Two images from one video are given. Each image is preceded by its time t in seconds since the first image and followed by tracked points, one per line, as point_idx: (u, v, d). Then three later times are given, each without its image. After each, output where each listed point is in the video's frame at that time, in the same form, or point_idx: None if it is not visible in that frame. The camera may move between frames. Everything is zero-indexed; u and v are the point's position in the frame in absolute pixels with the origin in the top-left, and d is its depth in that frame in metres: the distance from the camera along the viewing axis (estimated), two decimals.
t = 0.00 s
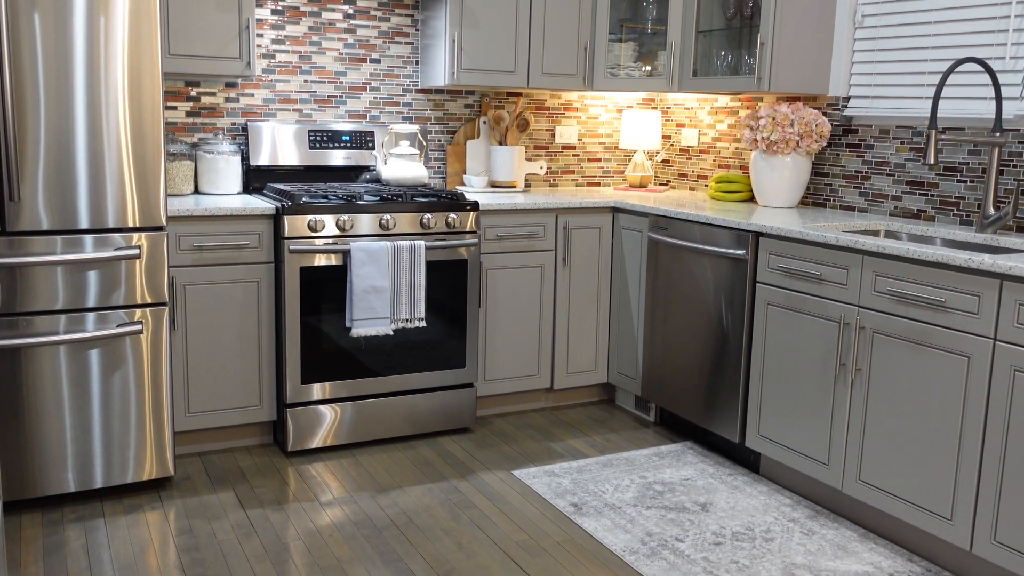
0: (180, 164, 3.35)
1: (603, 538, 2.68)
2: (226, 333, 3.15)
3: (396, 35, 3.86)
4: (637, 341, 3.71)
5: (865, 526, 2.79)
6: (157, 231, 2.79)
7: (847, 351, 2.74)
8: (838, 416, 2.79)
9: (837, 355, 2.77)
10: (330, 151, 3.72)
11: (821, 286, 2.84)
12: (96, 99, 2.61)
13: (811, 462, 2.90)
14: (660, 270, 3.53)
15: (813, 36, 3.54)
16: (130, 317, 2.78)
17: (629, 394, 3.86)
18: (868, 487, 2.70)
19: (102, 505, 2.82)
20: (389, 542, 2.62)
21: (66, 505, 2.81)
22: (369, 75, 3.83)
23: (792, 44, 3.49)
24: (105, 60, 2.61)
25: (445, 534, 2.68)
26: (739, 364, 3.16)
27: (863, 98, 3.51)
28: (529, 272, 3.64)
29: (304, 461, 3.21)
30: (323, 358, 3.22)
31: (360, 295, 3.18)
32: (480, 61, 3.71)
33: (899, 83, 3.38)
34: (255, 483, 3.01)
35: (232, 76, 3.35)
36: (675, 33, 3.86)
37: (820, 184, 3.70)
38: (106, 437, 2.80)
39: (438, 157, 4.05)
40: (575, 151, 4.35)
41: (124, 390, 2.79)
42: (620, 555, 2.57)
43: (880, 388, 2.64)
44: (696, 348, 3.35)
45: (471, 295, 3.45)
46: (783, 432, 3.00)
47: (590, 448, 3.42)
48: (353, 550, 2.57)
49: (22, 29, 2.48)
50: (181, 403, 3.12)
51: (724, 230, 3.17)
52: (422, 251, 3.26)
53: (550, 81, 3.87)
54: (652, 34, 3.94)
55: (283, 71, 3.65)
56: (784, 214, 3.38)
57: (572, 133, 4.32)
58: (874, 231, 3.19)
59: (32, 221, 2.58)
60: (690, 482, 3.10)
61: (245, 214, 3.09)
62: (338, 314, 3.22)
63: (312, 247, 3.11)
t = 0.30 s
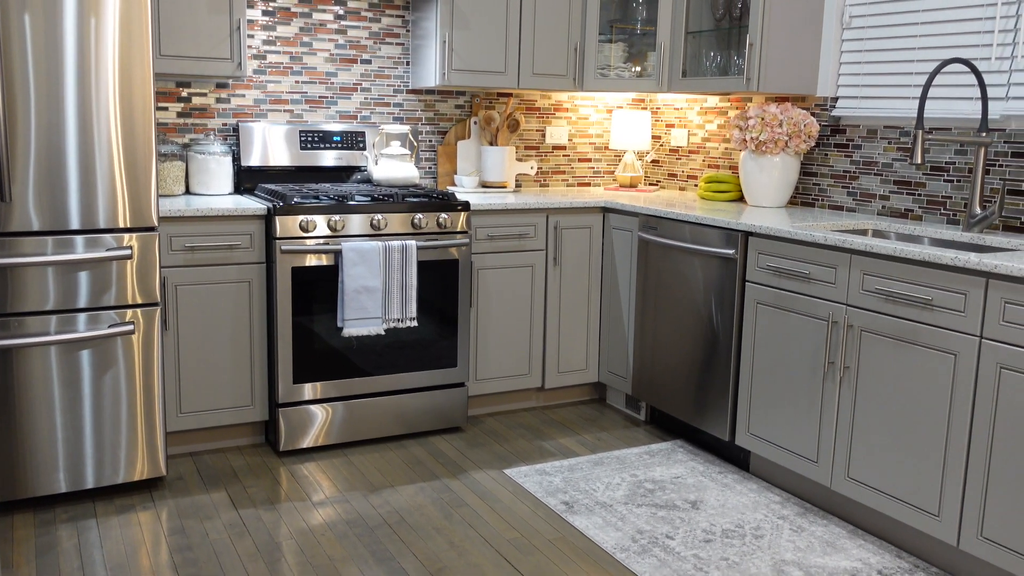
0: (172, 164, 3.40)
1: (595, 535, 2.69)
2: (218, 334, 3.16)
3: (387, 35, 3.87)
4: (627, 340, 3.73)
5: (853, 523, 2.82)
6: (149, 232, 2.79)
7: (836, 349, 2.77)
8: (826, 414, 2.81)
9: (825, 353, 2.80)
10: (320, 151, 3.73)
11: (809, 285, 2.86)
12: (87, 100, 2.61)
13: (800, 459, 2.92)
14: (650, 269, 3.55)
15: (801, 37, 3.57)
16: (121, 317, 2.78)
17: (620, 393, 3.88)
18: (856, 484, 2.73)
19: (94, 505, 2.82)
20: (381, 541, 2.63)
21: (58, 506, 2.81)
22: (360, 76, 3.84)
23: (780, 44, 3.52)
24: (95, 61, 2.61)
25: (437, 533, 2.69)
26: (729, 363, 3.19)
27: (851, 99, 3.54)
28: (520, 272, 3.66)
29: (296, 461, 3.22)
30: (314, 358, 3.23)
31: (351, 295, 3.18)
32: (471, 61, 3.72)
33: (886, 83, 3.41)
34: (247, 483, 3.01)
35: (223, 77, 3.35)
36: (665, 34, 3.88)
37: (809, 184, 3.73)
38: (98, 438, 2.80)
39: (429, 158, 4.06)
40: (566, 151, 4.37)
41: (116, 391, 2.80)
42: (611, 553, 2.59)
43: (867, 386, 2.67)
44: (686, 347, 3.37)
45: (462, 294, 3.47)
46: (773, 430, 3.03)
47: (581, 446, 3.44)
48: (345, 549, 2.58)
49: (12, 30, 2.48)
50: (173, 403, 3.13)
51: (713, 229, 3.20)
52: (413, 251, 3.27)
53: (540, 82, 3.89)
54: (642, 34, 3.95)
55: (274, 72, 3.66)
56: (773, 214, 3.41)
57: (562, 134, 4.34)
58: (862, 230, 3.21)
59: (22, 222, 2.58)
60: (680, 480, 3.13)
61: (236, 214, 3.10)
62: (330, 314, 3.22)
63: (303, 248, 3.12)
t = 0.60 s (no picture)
0: (165, 165, 3.37)
1: (588, 535, 2.70)
2: (211, 335, 3.16)
3: (379, 37, 3.87)
4: (620, 341, 3.74)
5: (845, 522, 2.83)
6: (141, 233, 2.79)
7: (827, 349, 2.78)
8: (818, 413, 2.83)
9: (817, 353, 2.81)
10: (313, 153, 3.73)
11: (800, 285, 2.88)
12: (79, 101, 2.61)
13: (793, 458, 2.94)
14: (643, 270, 3.56)
15: (792, 39, 3.58)
16: (115, 319, 2.78)
17: (612, 393, 3.89)
18: (848, 483, 2.74)
19: (87, 506, 2.81)
20: (375, 542, 2.63)
21: (51, 507, 2.80)
22: (352, 77, 3.84)
23: (772, 46, 3.54)
24: (88, 62, 2.61)
25: (431, 533, 2.70)
26: (721, 363, 3.20)
27: (841, 100, 3.55)
28: (513, 272, 3.67)
29: (289, 462, 3.22)
30: (307, 359, 3.23)
31: (344, 296, 3.19)
32: (463, 62, 3.72)
33: (877, 85, 3.43)
34: (241, 484, 3.01)
35: (216, 78, 3.35)
36: (656, 35, 3.87)
37: (800, 184, 3.75)
38: (91, 439, 2.80)
39: (422, 159, 4.06)
40: (558, 152, 4.38)
41: (108, 392, 2.79)
42: (604, 552, 2.60)
43: (859, 386, 2.68)
44: (679, 347, 3.39)
45: (455, 295, 3.47)
46: (765, 430, 3.04)
47: (575, 447, 3.45)
48: (339, 549, 2.58)
49: (4, 31, 2.48)
50: (166, 404, 3.13)
51: (705, 230, 3.21)
52: (407, 252, 3.27)
53: (533, 83, 3.89)
54: (634, 36, 3.96)
55: (267, 73, 3.66)
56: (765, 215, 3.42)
57: (555, 135, 4.35)
58: (853, 231, 3.23)
59: (14, 223, 2.58)
60: (673, 480, 3.14)
61: (229, 216, 3.10)
62: (323, 315, 3.23)
63: (296, 249, 3.12)
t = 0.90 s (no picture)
0: (155, 168, 3.36)
1: (580, 535, 2.71)
2: (203, 336, 3.15)
3: (370, 38, 3.88)
4: (611, 341, 3.76)
5: (835, 520, 2.85)
6: (132, 234, 2.79)
7: (817, 348, 2.80)
8: (808, 412, 2.84)
9: (807, 352, 2.83)
10: (304, 154, 3.72)
11: (790, 285, 2.89)
12: (70, 102, 2.61)
13: (783, 457, 2.96)
14: (634, 270, 3.57)
15: (781, 40, 3.60)
16: (105, 321, 2.77)
17: (604, 393, 3.90)
18: (838, 481, 2.76)
19: (78, 509, 2.81)
20: (368, 543, 2.63)
21: (42, 509, 2.80)
22: (344, 78, 3.84)
23: (761, 47, 3.55)
24: (78, 63, 2.60)
25: (423, 533, 2.70)
26: (712, 363, 3.21)
27: (831, 101, 3.58)
28: (504, 273, 3.67)
29: (281, 463, 3.22)
30: (299, 360, 3.23)
31: (336, 297, 3.19)
32: (454, 63, 3.73)
33: (866, 86, 3.45)
34: (232, 485, 3.01)
35: (207, 79, 3.35)
36: (647, 37, 3.90)
37: (790, 185, 3.77)
38: (81, 441, 2.79)
39: (413, 160, 4.07)
40: (549, 153, 4.39)
41: (99, 395, 2.79)
42: (596, 551, 2.61)
43: (848, 384, 2.70)
44: (670, 347, 3.40)
45: (447, 296, 3.48)
46: (756, 429, 3.06)
47: (567, 447, 3.46)
48: (331, 550, 2.58)
49: None
50: (157, 406, 3.12)
51: (696, 230, 3.22)
52: (398, 253, 3.27)
53: (524, 84, 3.90)
54: (625, 37, 3.98)
55: (258, 75, 3.66)
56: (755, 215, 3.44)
57: (546, 136, 4.36)
58: (842, 231, 3.25)
59: (4, 225, 2.57)
60: (664, 479, 3.15)
61: (220, 217, 3.09)
62: (315, 316, 3.23)
63: (287, 250, 3.12)
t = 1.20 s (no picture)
0: (148, 167, 3.38)
1: (573, 534, 2.72)
2: (195, 337, 3.15)
3: (363, 38, 3.88)
4: (604, 341, 3.76)
5: (827, 518, 2.86)
6: (125, 235, 2.78)
7: (809, 347, 2.81)
8: (800, 411, 2.86)
9: (799, 352, 2.84)
10: (296, 155, 3.73)
11: (782, 284, 2.91)
12: (61, 102, 2.60)
13: (775, 456, 2.97)
14: (627, 270, 3.58)
15: (772, 41, 3.62)
16: (98, 321, 2.77)
17: (597, 393, 3.91)
18: (830, 480, 2.77)
19: (71, 509, 2.80)
20: (361, 542, 2.63)
21: (34, 511, 2.79)
22: (336, 79, 3.84)
23: (753, 48, 3.57)
24: (69, 62, 2.60)
25: (416, 533, 2.70)
26: (704, 362, 3.22)
27: (822, 101, 3.60)
28: (497, 273, 3.68)
29: (274, 464, 3.22)
30: (292, 360, 3.23)
31: (329, 297, 3.19)
32: (446, 64, 3.73)
33: (857, 86, 3.47)
34: (226, 486, 3.01)
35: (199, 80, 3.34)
36: (639, 38, 3.91)
37: (781, 185, 3.78)
38: (74, 442, 2.79)
39: (406, 160, 4.07)
40: (542, 153, 4.40)
41: (91, 396, 2.78)
42: (589, 551, 2.62)
43: (840, 383, 2.71)
44: (662, 347, 3.41)
45: (440, 296, 3.48)
46: (748, 428, 3.07)
47: (560, 447, 3.46)
48: (325, 550, 2.58)
49: None
50: (150, 407, 3.12)
51: (689, 230, 3.23)
52: (391, 253, 3.28)
53: (516, 85, 3.91)
54: (617, 37, 3.99)
55: (250, 75, 3.65)
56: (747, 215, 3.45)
57: (539, 136, 4.36)
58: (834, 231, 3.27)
59: None
60: (657, 478, 3.16)
61: (213, 218, 3.09)
62: (307, 317, 3.23)
63: (280, 250, 3.12)
